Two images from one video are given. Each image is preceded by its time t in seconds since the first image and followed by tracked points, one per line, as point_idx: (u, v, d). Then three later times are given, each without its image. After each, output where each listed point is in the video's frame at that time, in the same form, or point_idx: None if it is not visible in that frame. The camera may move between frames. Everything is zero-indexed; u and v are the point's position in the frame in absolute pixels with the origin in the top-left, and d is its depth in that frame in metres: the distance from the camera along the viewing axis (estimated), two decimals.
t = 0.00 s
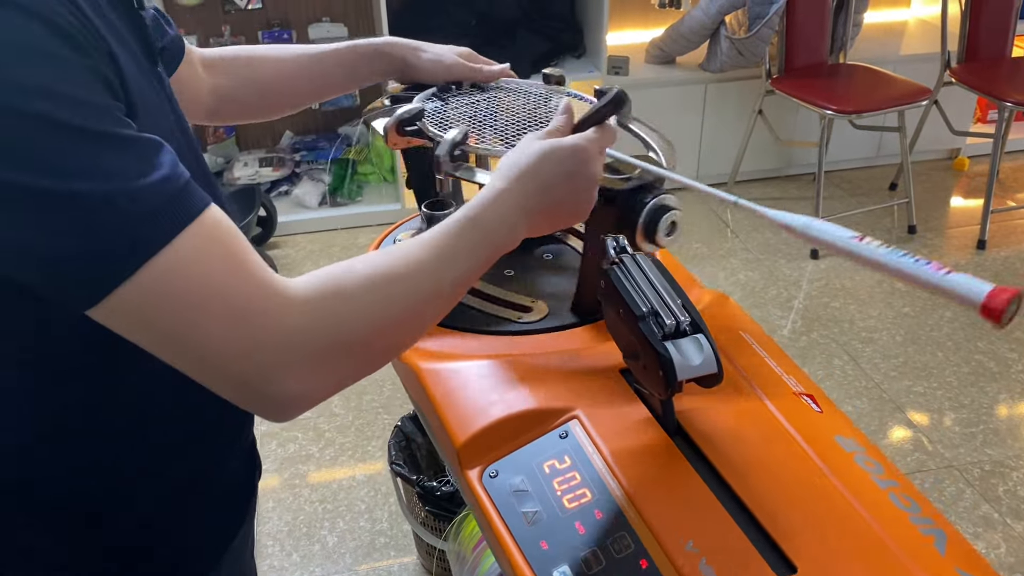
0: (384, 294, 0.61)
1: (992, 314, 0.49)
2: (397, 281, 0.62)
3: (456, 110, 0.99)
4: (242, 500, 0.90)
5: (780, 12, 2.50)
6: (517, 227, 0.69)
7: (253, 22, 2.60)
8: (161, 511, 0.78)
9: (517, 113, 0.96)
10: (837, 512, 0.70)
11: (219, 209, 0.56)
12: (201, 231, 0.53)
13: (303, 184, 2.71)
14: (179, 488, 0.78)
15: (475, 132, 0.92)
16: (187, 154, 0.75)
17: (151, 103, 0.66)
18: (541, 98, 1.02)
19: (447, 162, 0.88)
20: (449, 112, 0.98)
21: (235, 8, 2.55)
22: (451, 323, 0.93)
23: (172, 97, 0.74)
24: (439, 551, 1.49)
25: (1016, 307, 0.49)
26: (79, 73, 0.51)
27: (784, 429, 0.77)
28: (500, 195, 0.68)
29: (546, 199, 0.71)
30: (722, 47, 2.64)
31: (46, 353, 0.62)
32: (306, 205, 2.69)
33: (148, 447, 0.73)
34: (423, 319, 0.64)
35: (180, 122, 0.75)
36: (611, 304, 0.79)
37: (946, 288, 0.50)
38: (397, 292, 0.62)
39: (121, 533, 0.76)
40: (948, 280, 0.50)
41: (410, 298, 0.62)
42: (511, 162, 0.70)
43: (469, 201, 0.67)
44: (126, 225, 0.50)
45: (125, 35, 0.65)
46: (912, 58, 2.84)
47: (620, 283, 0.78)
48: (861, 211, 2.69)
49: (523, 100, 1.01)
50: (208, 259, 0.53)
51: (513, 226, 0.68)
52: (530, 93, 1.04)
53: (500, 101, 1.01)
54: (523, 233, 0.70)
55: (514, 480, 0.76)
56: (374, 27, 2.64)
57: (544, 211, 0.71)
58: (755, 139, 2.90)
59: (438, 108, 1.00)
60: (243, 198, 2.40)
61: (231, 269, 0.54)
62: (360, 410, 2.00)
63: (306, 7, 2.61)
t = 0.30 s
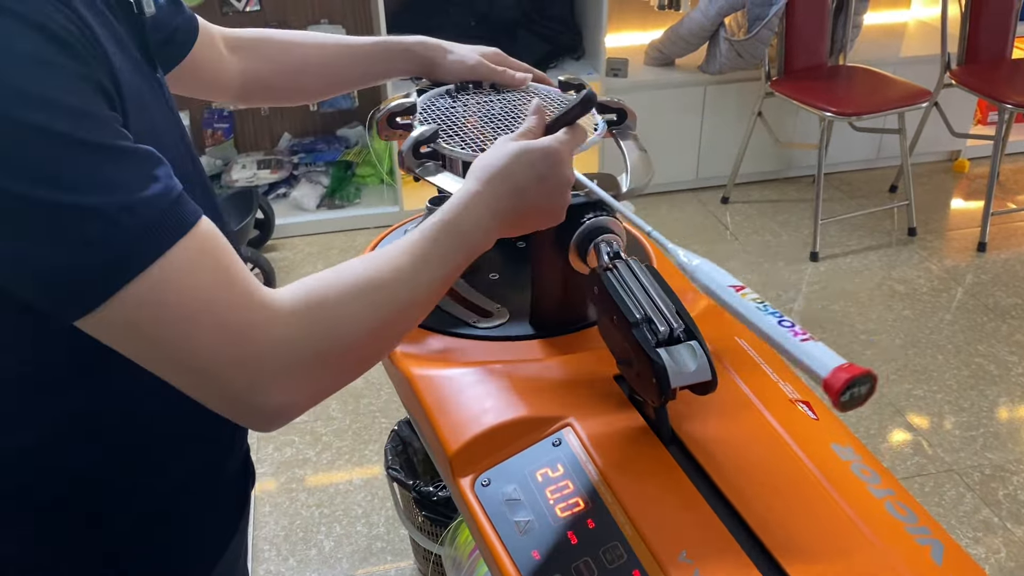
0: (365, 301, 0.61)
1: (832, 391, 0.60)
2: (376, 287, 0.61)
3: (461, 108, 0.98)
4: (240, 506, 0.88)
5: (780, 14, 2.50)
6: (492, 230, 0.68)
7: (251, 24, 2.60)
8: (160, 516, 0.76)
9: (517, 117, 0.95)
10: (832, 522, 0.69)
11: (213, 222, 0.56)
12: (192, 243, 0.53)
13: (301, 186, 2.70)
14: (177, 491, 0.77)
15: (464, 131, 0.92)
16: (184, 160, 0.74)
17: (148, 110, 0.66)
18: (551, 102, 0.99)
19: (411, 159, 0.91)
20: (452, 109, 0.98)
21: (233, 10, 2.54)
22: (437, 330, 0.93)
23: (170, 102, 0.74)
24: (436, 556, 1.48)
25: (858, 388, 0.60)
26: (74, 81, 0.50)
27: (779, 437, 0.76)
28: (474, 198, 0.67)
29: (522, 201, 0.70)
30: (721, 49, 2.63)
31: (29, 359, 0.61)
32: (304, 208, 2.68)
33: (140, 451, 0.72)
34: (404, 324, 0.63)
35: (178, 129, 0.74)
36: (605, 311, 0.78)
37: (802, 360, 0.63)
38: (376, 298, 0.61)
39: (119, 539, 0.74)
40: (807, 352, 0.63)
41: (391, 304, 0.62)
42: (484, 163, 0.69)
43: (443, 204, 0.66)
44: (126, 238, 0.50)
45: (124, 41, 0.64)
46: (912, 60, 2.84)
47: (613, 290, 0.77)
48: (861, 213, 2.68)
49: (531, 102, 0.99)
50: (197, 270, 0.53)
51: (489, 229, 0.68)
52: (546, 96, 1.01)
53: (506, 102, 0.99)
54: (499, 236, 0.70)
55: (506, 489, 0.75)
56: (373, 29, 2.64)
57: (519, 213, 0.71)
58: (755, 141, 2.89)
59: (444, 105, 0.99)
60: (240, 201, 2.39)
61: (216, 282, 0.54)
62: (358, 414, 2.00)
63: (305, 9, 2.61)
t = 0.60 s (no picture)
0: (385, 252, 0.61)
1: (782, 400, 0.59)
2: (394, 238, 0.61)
3: (472, 104, 0.97)
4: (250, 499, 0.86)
5: (783, 12, 2.50)
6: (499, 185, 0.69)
7: (254, 23, 2.60)
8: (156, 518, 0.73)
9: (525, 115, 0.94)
10: (843, 518, 0.69)
11: (224, 184, 0.56)
12: (201, 212, 0.52)
13: (303, 185, 2.70)
14: (173, 494, 0.74)
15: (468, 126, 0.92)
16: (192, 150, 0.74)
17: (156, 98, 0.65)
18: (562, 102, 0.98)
19: (411, 152, 0.91)
20: (463, 104, 0.98)
21: (236, 8, 2.54)
22: (444, 326, 0.93)
23: (176, 91, 0.73)
24: (440, 553, 1.48)
25: (810, 402, 0.59)
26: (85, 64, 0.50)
27: (788, 434, 0.76)
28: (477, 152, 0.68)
29: (523, 156, 0.71)
30: (725, 48, 2.62)
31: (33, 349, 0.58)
32: (307, 207, 2.68)
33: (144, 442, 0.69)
34: (425, 276, 0.63)
35: (184, 116, 0.74)
36: (614, 308, 0.78)
37: (755, 366, 0.61)
38: (396, 249, 0.61)
39: (118, 538, 0.72)
40: (761, 360, 0.61)
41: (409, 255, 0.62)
42: (481, 125, 0.70)
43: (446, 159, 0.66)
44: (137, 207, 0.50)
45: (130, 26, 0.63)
46: (915, 59, 2.83)
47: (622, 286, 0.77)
48: (864, 211, 2.68)
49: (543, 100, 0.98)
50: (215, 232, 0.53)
51: (497, 182, 0.68)
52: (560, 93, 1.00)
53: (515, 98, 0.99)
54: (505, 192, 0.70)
55: (515, 485, 0.75)
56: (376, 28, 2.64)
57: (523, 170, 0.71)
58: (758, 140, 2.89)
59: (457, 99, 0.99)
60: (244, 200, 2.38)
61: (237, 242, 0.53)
62: (361, 412, 1.99)
63: (308, 7, 2.61)
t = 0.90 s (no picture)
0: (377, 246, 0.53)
1: (722, 408, 0.59)
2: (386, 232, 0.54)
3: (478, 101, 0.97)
4: (252, 497, 0.84)
5: (785, 11, 2.49)
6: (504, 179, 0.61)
7: (256, 23, 2.60)
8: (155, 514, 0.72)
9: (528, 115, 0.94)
10: (844, 515, 0.69)
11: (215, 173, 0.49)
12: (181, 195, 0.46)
13: (305, 184, 2.70)
14: (173, 493, 0.72)
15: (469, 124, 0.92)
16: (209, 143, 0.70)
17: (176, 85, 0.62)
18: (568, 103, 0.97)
19: (408, 149, 0.91)
20: (470, 101, 0.98)
21: (237, 8, 2.54)
22: (446, 325, 0.93)
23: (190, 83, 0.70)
24: (442, 552, 1.48)
25: (752, 413, 0.59)
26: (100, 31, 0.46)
27: (791, 432, 0.76)
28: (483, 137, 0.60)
29: (531, 147, 0.64)
30: (727, 46, 2.62)
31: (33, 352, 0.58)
32: (308, 206, 2.68)
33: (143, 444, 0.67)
34: (419, 282, 0.55)
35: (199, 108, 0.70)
36: (616, 306, 0.78)
37: (701, 375, 0.62)
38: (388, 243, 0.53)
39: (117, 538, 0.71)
40: (707, 371, 0.62)
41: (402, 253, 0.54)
42: (487, 110, 0.63)
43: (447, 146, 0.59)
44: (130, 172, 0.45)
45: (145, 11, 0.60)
46: (917, 58, 2.83)
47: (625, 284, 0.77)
48: (866, 210, 2.68)
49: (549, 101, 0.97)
50: (192, 216, 0.46)
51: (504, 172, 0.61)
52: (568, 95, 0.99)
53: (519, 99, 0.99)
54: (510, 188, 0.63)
55: (518, 484, 0.75)
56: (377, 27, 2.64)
57: (531, 165, 0.64)
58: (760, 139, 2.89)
59: (465, 96, 0.99)
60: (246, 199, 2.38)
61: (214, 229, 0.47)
62: (363, 412, 1.99)
63: (310, 6, 2.61)
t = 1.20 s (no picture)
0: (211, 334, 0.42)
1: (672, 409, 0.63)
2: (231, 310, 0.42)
3: (477, 100, 0.98)
4: (250, 499, 0.84)
5: (784, 11, 2.49)
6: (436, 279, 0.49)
7: (254, 22, 2.60)
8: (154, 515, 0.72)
9: (526, 114, 0.94)
10: (840, 513, 0.69)
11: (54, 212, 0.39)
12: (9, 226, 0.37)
13: (304, 183, 2.70)
14: (172, 492, 0.72)
15: (466, 122, 0.92)
16: (210, 141, 0.69)
17: (162, 79, 0.61)
18: (567, 103, 0.98)
19: (403, 145, 0.92)
20: (469, 101, 0.98)
21: (236, 7, 2.54)
22: (444, 323, 0.93)
23: (189, 82, 0.70)
24: (441, 551, 1.48)
25: (698, 419, 0.63)
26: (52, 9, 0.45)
27: (788, 430, 0.76)
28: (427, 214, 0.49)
29: (490, 236, 0.51)
30: (726, 46, 2.62)
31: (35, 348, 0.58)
32: (307, 205, 2.68)
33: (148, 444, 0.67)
34: (237, 386, 0.43)
35: (198, 107, 0.70)
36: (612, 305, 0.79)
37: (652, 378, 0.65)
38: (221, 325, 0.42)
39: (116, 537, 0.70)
40: (660, 374, 0.65)
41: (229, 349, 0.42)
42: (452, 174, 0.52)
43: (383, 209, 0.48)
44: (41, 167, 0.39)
45: (126, 1, 0.60)
46: (916, 57, 2.83)
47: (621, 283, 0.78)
48: (865, 210, 2.68)
49: (548, 101, 0.98)
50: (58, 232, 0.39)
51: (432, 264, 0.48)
52: (567, 95, 1.00)
53: (517, 100, 0.99)
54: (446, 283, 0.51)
55: (515, 482, 0.75)
56: (377, 26, 2.64)
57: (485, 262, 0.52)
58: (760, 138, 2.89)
59: (464, 96, 1.00)
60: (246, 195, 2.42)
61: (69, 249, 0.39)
62: (362, 411, 2.00)
63: (309, 5, 2.61)
